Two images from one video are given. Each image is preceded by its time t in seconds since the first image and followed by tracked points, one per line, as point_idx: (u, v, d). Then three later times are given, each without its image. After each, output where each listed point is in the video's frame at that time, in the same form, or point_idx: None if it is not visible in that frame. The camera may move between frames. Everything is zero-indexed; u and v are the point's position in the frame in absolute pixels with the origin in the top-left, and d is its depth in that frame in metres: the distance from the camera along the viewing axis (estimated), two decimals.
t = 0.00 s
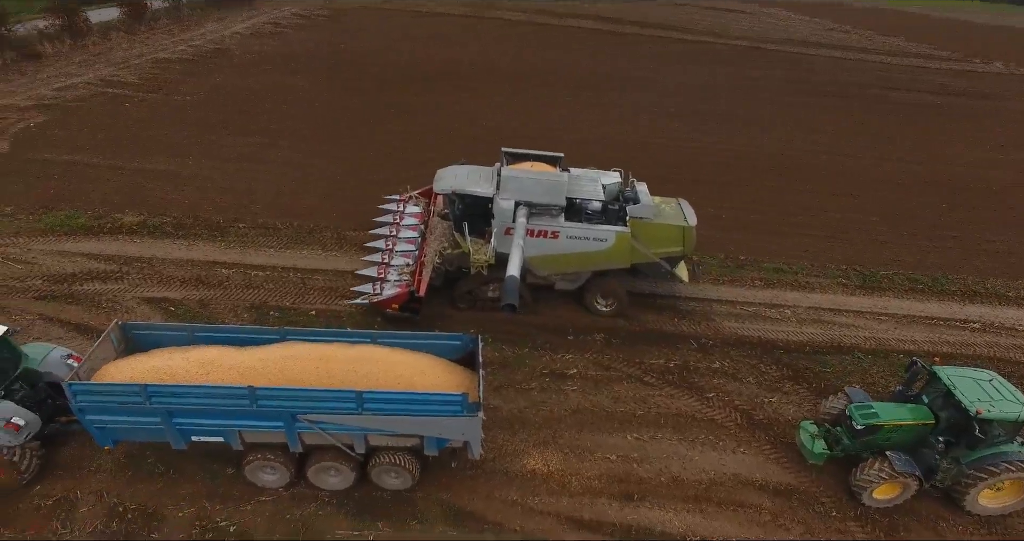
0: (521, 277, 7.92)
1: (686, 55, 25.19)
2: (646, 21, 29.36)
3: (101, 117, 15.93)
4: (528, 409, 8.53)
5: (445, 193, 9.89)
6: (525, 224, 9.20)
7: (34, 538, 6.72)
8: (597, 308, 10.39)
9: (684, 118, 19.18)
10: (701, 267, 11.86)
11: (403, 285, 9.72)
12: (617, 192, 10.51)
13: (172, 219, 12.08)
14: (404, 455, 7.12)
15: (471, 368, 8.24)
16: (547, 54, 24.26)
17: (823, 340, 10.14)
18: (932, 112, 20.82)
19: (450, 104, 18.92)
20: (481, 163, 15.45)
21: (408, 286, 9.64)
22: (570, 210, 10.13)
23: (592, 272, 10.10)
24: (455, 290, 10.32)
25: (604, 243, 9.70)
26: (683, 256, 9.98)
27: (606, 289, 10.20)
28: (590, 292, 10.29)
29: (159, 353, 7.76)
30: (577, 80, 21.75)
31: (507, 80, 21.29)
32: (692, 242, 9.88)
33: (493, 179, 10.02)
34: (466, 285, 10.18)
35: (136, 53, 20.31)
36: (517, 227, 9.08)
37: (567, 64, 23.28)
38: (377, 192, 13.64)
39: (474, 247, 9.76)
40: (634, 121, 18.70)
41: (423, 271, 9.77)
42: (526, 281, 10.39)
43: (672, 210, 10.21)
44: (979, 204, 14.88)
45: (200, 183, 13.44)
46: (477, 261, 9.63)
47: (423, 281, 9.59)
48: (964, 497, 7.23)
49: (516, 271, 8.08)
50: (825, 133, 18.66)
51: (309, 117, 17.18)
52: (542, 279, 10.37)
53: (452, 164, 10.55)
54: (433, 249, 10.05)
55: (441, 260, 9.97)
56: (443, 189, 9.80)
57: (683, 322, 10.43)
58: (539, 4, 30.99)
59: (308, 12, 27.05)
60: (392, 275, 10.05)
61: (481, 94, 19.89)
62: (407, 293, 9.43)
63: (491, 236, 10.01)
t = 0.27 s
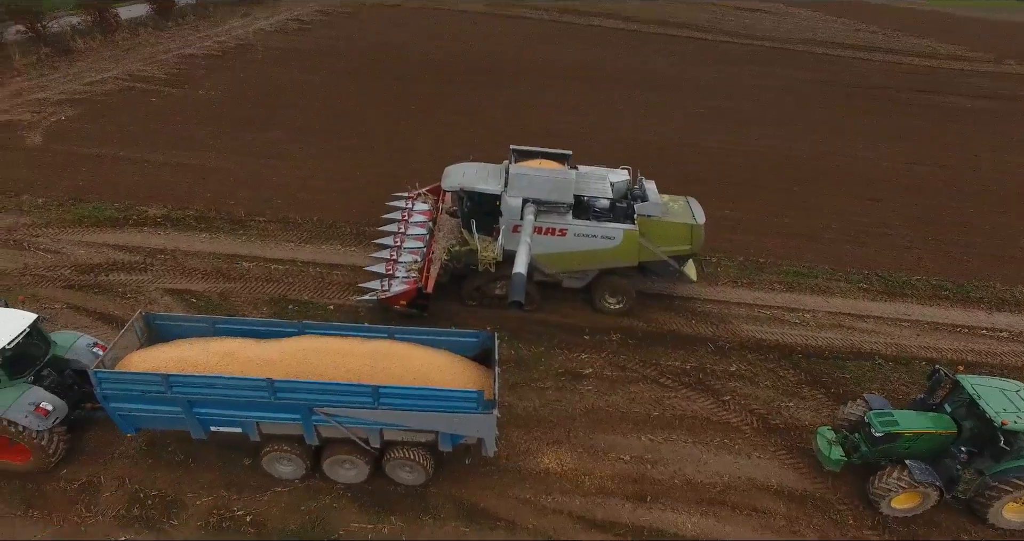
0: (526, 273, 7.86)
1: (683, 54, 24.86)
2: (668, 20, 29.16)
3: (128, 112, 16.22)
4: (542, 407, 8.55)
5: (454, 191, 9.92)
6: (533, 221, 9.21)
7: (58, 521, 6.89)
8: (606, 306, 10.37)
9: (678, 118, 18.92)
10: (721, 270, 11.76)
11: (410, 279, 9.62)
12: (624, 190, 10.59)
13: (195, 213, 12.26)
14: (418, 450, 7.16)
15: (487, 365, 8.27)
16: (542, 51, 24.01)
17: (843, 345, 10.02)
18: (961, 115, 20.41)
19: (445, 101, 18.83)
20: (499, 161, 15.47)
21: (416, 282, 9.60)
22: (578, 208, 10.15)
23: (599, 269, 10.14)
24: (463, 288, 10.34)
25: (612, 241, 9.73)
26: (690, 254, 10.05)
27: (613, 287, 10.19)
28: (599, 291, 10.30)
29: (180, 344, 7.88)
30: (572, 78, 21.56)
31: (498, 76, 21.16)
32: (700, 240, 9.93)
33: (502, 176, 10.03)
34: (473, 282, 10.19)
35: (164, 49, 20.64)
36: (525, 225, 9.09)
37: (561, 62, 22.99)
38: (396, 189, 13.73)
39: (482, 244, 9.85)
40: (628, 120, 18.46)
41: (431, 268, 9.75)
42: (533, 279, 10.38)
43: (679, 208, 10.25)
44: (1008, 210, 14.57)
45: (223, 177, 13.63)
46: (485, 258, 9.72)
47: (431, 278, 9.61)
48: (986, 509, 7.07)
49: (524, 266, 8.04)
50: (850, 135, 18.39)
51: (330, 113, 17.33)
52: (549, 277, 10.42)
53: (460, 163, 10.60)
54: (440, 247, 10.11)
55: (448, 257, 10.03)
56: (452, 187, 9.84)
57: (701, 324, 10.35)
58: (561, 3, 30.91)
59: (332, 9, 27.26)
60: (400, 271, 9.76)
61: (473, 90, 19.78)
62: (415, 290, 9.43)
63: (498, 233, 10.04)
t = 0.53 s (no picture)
0: (531, 271, 7.98)
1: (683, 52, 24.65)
2: (691, 20, 28.92)
3: (154, 106, 16.48)
4: (556, 406, 8.55)
5: (462, 188, 9.95)
6: (539, 219, 9.19)
7: (81, 506, 7.04)
8: (616, 305, 10.31)
9: (675, 117, 18.72)
10: (740, 273, 11.67)
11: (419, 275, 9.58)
12: (633, 188, 10.55)
13: (217, 206, 12.44)
14: (431, 446, 7.20)
15: (502, 363, 8.29)
16: (542, 50, 23.82)
17: (862, 351, 9.89)
18: (990, 118, 20.00)
19: (450, 98, 18.75)
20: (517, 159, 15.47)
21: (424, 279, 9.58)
22: (586, 206, 10.11)
23: (607, 268, 10.09)
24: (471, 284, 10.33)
25: (620, 240, 9.69)
26: (699, 253, 10.05)
27: (622, 286, 10.11)
28: (607, 290, 10.20)
29: (201, 335, 8.01)
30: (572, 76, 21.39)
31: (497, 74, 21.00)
32: (708, 240, 9.91)
33: (510, 173, 10.01)
34: (480, 280, 10.21)
35: (189, 44, 20.93)
36: (532, 222, 9.07)
37: (560, 61, 22.78)
38: (413, 185, 13.80)
39: (489, 242, 9.80)
40: (627, 120, 18.29)
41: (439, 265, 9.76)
42: (541, 277, 10.35)
43: (688, 207, 10.24)
44: None
45: (244, 171, 13.80)
46: (493, 256, 9.66)
47: (439, 275, 9.61)
48: (1008, 522, 6.95)
49: (530, 265, 8.17)
50: (874, 138, 18.11)
51: (350, 109, 17.46)
52: (557, 275, 10.39)
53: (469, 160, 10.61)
54: (448, 243, 10.15)
55: (456, 254, 10.07)
56: (461, 183, 9.86)
57: (718, 327, 10.27)
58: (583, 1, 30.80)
59: (354, 6, 27.44)
60: (409, 267, 9.70)
61: (468, 88, 19.68)
62: (424, 286, 9.40)
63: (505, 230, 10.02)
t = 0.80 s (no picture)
0: (537, 268, 8.07)
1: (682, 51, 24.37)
2: (717, 19, 28.61)
3: (183, 100, 16.77)
4: (573, 406, 8.55)
5: (474, 184, 9.90)
6: (549, 217, 9.20)
7: (107, 489, 7.22)
8: (626, 304, 10.25)
9: (676, 117, 18.53)
10: (762, 276, 11.54)
11: (429, 272, 9.68)
12: (645, 188, 10.48)
13: (241, 199, 12.62)
14: (447, 442, 7.25)
15: (520, 361, 8.30)
16: (543, 49, 23.56)
17: (886, 358, 9.73)
18: None
19: (453, 96, 18.70)
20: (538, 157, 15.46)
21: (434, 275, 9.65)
22: (598, 205, 10.07)
23: (617, 267, 10.07)
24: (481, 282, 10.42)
25: (630, 239, 9.67)
26: (711, 254, 9.99)
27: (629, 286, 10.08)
28: (616, 290, 10.17)
29: (224, 326, 8.15)
30: (573, 76, 21.21)
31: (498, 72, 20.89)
32: (720, 240, 9.84)
33: (522, 170, 9.97)
34: (491, 276, 10.25)
35: (218, 40, 21.24)
36: (542, 221, 9.09)
37: (561, 60, 22.54)
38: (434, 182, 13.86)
39: (500, 238, 9.94)
40: (628, 120, 18.10)
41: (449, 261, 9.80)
42: (551, 275, 10.33)
43: (700, 208, 10.16)
44: None
45: (268, 165, 13.98)
46: (503, 252, 9.84)
47: (448, 270, 9.65)
48: None
49: (535, 262, 8.19)
50: (903, 141, 17.77)
51: (373, 105, 17.59)
52: (567, 273, 10.37)
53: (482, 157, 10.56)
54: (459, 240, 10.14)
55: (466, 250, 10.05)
56: (472, 179, 9.81)
57: (738, 330, 10.17)
58: None
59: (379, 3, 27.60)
60: (419, 264, 9.82)
61: (468, 85, 19.63)
62: (433, 282, 9.46)
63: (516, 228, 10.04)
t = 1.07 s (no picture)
0: (543, 266, 7.98)
1: (681, 51, 24.05)
2: (741, 19, 28.34)
3: (207, 95, 17.00)
4: (587, 406, 8.53)
5: (485, 180, 9.91)
6: (558, 215, 9.21)
7: (127, 477, 7.36)
8: (635, 305, 10.21)
9: (676, 117, 18.35)
10: (782, 280, 11.42)
11: (438, 267, 9.72)
12: (657, 188, 10.43)
13: (262, 194, 12.77)
14: (462, 439, 7.27)
15: (536, 360, 8.29)
16: (566, 47, 23.53)
17: (907, 366, 9.58)
18: None
19: (455, 93, 18.69)
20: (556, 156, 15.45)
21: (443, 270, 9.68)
22: (609, 204, 10.03)
23: (628, 267, 10.03)
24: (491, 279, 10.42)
25: (641, 239, 9.63)
26: (723, 255, 9.91)
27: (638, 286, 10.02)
28: (626, 290, 10.13)
29: (244, 319, 8.25)
30: (581, 75, 21.09)
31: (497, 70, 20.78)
32: (732, 242, 9.77)
33: (533, 168, 9.99)
34: (501, 274, 10.29)
35: (242, 36, 21.49)
36: (551, 218, 9.09)
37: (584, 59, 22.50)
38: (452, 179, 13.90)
39: (510, 236, 9.93)
40: (628, 120, 17.90)
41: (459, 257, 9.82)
42: (560, 273, 10.31)
43: (713, 209, 10.09)
44: None
45: (289, 160, 14.13)
46: (512, 251, 9.84)
47: (458, 266, 9.67)
48: None
49: (542, 259, 8.16)
50: (928, 144, 17.47)
51: (393, 102, 17.68)
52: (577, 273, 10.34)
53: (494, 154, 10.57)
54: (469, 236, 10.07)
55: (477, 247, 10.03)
56: (484, 176, 9.83)
57: (757, 334, 10.07)
58: None
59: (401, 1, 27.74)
60: (429, 259, 9.86)
61: (479, 83, 19.62)
62: (442, 278, 9.50)
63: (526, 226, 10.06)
